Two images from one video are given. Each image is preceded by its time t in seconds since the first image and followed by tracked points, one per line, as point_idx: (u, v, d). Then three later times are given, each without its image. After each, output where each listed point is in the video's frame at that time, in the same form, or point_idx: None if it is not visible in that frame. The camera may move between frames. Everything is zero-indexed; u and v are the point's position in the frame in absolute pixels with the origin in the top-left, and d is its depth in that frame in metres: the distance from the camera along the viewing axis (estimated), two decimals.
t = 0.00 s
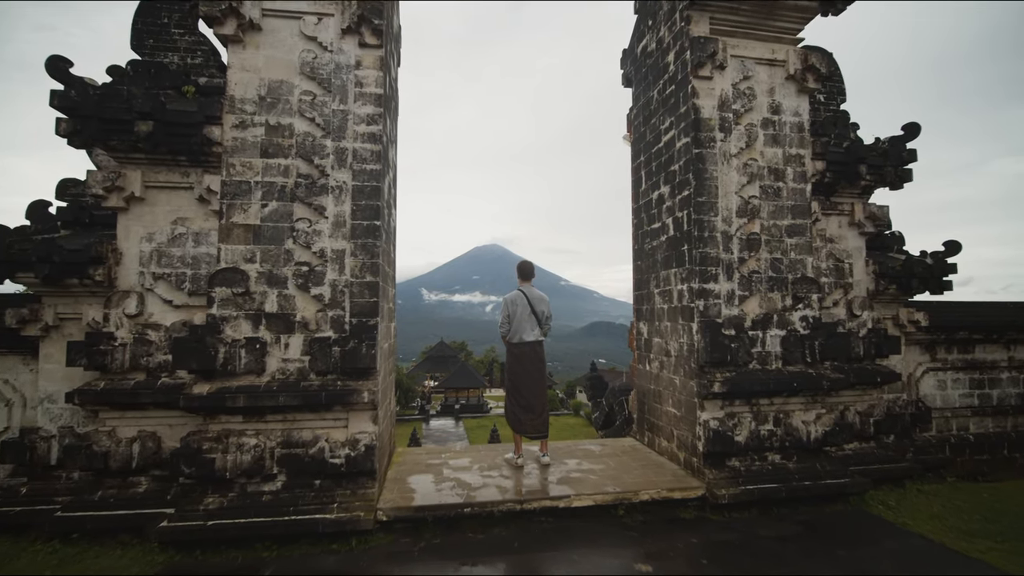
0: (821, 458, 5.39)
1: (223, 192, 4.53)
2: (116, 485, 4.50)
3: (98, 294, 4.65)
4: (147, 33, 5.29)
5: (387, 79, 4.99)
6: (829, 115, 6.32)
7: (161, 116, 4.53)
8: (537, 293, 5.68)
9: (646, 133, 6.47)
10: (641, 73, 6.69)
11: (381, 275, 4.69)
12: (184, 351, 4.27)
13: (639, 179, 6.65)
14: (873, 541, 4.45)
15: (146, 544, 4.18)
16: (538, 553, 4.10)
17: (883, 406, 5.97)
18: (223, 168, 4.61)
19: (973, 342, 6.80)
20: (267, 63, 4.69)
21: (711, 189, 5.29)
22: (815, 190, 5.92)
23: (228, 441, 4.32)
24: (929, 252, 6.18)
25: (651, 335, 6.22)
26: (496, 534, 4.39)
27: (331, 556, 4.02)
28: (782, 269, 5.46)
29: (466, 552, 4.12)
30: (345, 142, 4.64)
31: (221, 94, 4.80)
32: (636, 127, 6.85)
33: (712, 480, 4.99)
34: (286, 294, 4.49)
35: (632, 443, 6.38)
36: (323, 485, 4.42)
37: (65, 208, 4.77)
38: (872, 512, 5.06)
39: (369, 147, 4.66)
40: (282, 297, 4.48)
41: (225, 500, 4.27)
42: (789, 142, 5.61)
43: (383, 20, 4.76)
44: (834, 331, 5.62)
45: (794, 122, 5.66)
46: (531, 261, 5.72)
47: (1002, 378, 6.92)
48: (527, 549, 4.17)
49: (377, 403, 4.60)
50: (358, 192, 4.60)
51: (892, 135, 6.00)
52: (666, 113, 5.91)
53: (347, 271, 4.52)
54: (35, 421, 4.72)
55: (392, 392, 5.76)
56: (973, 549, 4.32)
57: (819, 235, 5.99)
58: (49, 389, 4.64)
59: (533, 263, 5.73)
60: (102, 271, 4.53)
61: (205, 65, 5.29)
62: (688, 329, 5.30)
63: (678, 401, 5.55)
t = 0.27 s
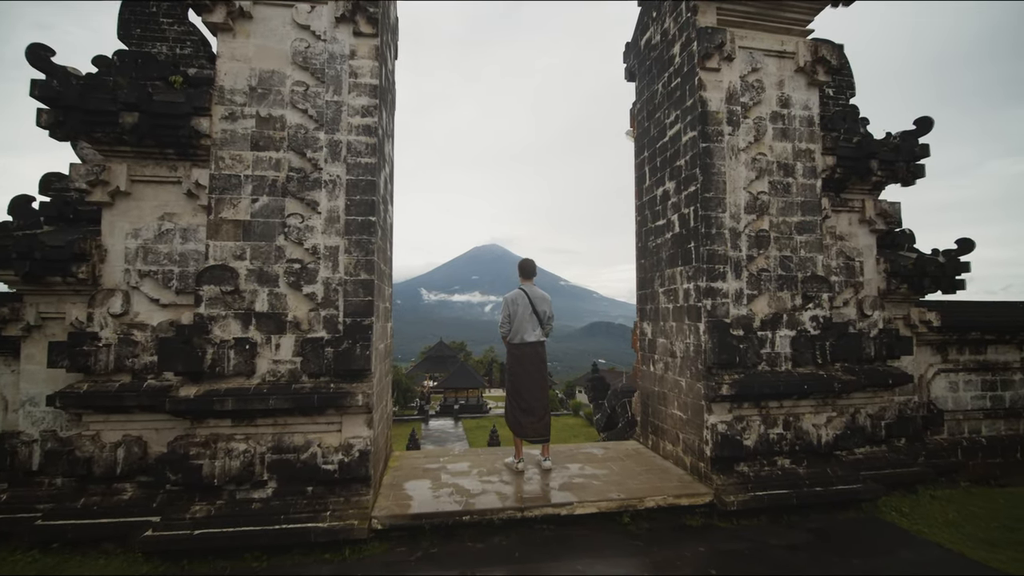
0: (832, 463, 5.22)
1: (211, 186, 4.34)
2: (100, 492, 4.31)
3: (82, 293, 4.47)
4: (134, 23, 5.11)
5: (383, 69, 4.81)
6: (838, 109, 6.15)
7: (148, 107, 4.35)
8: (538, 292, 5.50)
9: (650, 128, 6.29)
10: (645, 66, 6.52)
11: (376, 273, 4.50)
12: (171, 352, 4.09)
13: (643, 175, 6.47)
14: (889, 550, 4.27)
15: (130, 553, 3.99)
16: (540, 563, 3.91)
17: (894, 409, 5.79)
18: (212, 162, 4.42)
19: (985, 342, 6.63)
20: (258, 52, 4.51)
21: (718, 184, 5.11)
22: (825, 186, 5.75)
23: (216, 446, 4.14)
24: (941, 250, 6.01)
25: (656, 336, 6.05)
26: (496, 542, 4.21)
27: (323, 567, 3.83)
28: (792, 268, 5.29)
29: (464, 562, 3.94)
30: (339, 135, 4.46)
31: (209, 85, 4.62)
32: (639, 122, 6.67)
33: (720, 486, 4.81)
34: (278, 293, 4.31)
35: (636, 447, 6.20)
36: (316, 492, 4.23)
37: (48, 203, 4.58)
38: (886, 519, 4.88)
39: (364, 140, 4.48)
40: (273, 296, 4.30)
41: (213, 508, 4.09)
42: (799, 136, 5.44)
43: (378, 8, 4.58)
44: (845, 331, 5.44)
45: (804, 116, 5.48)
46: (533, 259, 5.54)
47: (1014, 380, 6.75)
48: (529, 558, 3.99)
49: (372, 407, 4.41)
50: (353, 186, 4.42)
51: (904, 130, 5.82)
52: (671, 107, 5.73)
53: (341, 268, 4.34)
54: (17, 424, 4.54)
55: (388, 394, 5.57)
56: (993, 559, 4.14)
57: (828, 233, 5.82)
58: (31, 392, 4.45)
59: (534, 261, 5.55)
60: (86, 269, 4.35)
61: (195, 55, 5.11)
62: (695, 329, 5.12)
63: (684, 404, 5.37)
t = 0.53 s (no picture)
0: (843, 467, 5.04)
1: (198, 180, 4.16)
2: (82, 499, 4.12)
3: (64, 292, 4.28)
4: (119, 11, 4.92)
5: (378, 59, 4.62)
6: (847, 103, 5.97)
7: (132, 97, 4.16)
8: (540, 290, 5.32)
9: (654, 122, 6.12)
10: (649, 59, 6.35)
11: (371, 271, 4.32)
12: (156, 353, 3.91)
13: (647, 170, 6.30)
14: (906, 558, 4.09)
15: (112, 564, 3.81)
16: (541, 573, 3.73)
17: (906, 411, 5.62)
18: (200, 154, 4.24)
19: (997, 342, 6.46)
20: (248, 40, 4.32)
21: (726, 178, 4.93)
22: (835, 181, 5.58)
23: (203, 451, 3.96)
24: (954, 247, 5.83)
25: (660, 336, 5.87)
26: (495, 551, 4.03)
27: None
28: (801, 265, 5.12)
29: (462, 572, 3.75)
30: (332, 127, 4.27)
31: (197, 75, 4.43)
32: (643, 116, 6.50)
33: (728, 492, 4.64)
34: (268, 291, 4.13)
35: (639, 450, 6.03)
36: (308, 499, 4.05)
37: (30, 198, 4.40)
38: (901, 525, 4.71)
39: (358, 132, 4.29)
40: (263, 294, 4.12)
41: (200, 516, 3.91)
42: (808, 129, 5.27)
43: None
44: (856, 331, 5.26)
45: (813, 109, 5.31)
46: (534, 257, 5.37)
47: None
48: (530, 567, 3.80)
49: (367, 410, 4.23)
50: (346, 180, 4.23)
51: (916, 123, 5.64)
52: (677, 100, 5.56)
53: (334, 266, 4.16)
54: None
55: (384, 396, 5.40)
56: (1015, 568, 3.96)
57: (838, 229, 5.64)
58: (11, 395, 4.27)
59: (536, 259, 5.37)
60: (67, 266, 4.16)
61: (183, 45, 4.92)
62: (701, 329, 4.95)
63: (690, 406, 5.20)
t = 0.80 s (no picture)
0: (856, 473, 4.86)
1: (184, 173, 3.97)
2: (62, 509, 3.93)
3: (42, 290, 4.08)
4: None
5: (373, 48, 4.43)
6: (858, 96, 5.79)
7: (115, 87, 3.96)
8: (542, 290, 5.14)
9: (659, 116, 5.93)
10: (653, 51, 6.16)
11: (365, 269, 4.13)
12: (138, 356, 3.72)
13: (652, 166, 6.11)
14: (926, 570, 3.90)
15: None
16: None
17: (919, 414, 5.43)
18: (185, 147, 4.04)
19: (1011, 343, 6.27)
20: (236, 27, 4.13)
21: (735, 173, 4.75)
22: (846, 177, 5.39)
23: (188, 458, 3.76)
24: (969, 245, 5.64)
25: (665, 337, 5.69)
26: (495, 563, 3.83)
27: None
28: (812, 264, 4.94)
29: None
30: (324, 118, 4.08)
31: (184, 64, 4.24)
32: (647, 110, 6.31)
33: (738, 500, 4.45)
34: (256, 291, 3.93)
35: (644, 454, 5.85)
36: (299, 509, 3.85)
37: (8, 193, 4.20)
38: (918, 534, 4.51)
39: (352, 123, 4.10)
40: (251, 294, 3.93)
41: (184, 527, 3.71)
42: (820, 123, 5.08)
43: None
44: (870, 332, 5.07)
45: (825, 101, 5.13)
46: (536, 255, 5.18)
47: None
48: None
49: (361, 414, 4.03)
50: (338, 173, 4.04)
51: (931, 117, 5.45)
52: (683, 93, 5.37)
53: (326, 263, 3.96)
54: None
55: (380, 400, 5.20)
56: None
57: (849, 227, 5.46)
58: None
59: (537, 257, 5.18)
60: (46, 263, 3.96)
61: (170, 34, 4.72)
62: (709, 330, 4.76)
63: (697, 410, 5.02)
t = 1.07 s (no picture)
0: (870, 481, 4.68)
1: (169, 168, 3.78)
2: (39, 521, 3.73)
3: (20, 291, 3.89)
4: None
5: (367, 38, 4.25)
6: (869, 90, 5.61)
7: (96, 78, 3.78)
8: (543, 290, 4.96)
9: (664, 112, 5.76)
10: (658, 44, 5.98)
11: (359, 269, 3.94)
12: (119, 360, 3.54)
13: (656, 163, 5.94)
14: None
15: None
16: None
17: (933, 419, 5.26)
18: (170, 140, 3.86)
19: None
20: (223, 15, 3.94)
21: (743, 169, 4.57)
22: (857, 174, 5.22)
23: (172, 468, 3.58)
24: (983, 245, 5.47)
25: (670, 339, 5.51)
26: None
27: None
28: (824, 263, 4.76)
29: None
30: (316, 110, 3.90)
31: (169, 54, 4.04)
32: (651, 106, 6.13)
33: (748, 509, 4.26)
34: (245, 291, 3.75)
35: (648, 460, 5.67)
36: (288, 520, 3.66)
37: None
38: (935, 544, 4.32)
39: (345, 116, 3.92)
40: (239, 295, 3.74)
41: (167, 540, 3.52)
42: (831, 117, 4.91)
43: None
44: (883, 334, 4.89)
45: (836, 96, 4.96)
46: (537, 255, 4.99)
47: None
48: None
49: (354, 421, 3.85)
50: (331, 168, 3.85)
51: (944, 112, 5.27)
52: (689, 87, 5.20)
53: (318, 263, 3.78)
54: None
55: (375, 405, 5.02)
56: None
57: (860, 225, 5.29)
58: None
59: (539, 257, 5.00)
60: (23, 263, 3.77)
61: (157, 23, 4.52)
62: (717, 333, 4.59)
63: (704, 415, 4.84)
